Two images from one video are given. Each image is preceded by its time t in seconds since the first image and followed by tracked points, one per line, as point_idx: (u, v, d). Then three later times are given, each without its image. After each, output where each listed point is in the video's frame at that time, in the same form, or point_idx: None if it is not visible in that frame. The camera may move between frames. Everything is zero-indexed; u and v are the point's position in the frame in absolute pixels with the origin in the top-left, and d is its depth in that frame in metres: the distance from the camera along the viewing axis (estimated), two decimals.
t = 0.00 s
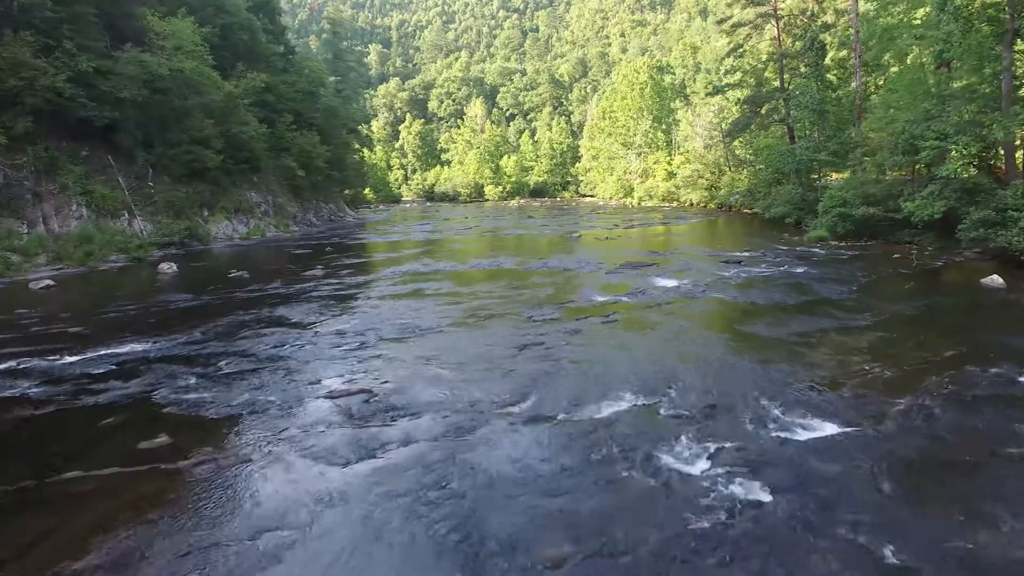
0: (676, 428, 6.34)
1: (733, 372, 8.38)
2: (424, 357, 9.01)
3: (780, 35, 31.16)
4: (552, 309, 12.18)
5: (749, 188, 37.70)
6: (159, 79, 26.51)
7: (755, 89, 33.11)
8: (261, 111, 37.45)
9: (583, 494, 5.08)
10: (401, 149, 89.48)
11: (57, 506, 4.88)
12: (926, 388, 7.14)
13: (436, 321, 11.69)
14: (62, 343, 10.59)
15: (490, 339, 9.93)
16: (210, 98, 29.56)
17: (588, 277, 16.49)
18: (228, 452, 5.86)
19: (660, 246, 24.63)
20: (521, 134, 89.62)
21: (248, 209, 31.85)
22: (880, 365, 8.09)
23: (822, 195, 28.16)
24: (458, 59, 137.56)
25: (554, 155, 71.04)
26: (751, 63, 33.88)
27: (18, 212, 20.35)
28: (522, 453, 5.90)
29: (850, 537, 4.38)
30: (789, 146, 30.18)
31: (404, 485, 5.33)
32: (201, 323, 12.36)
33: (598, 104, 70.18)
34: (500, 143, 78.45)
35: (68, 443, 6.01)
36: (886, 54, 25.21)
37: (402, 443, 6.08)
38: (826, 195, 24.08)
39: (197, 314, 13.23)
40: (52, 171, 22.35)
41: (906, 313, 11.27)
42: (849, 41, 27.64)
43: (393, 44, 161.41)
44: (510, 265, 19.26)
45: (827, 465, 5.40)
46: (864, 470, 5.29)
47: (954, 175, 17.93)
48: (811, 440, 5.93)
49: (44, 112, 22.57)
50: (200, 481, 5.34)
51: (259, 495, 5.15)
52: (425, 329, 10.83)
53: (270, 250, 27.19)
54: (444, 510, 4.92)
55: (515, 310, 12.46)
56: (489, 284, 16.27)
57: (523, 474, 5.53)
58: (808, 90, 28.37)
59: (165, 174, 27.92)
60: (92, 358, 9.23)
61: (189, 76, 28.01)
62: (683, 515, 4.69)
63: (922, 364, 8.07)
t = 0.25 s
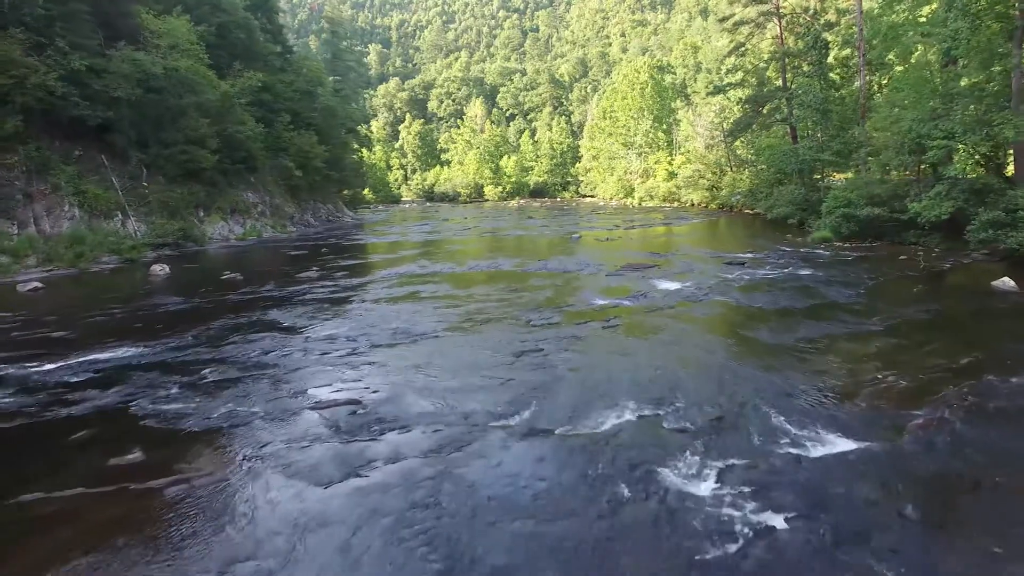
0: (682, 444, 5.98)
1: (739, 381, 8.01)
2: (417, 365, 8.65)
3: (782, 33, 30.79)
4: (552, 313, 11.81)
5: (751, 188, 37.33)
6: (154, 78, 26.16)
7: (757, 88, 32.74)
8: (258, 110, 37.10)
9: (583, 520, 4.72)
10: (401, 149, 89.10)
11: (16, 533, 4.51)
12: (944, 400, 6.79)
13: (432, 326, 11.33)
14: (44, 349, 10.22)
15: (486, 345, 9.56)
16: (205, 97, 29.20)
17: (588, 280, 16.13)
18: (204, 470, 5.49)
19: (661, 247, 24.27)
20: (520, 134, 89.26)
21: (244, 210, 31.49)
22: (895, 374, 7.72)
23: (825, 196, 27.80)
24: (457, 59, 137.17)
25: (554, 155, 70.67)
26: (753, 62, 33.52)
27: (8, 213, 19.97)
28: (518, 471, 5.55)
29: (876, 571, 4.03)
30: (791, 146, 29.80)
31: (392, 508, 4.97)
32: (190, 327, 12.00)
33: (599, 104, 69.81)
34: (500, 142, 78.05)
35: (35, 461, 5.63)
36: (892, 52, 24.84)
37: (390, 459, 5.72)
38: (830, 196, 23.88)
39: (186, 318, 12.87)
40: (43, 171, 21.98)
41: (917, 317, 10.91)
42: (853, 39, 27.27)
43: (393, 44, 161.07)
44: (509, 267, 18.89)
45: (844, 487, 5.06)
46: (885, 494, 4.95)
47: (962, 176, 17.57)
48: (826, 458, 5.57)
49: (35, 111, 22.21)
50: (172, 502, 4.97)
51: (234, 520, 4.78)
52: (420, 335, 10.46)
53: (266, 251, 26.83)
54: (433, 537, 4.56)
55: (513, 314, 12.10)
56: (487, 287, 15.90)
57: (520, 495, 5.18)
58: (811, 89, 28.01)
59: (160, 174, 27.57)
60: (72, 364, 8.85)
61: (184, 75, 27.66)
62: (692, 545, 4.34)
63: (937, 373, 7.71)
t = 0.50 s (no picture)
0: (689, 465, 5.55)
1: (748, 394, 7.59)
2: (408, 375, 8.22)
3: (785, 31, 30.40)
4: (550, 318, 11.39)
5: (752, 189, 36.94)
6: (148, 77, 25.77)
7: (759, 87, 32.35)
8: (254, 109, 36.71)
9: (583, 556, 4.30)
10: (401, 150, 88.81)
11: None
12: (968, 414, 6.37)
13: (426, 332, 10.91)
14: (20, 356, 9.80)
15: (482, 353, 9.14)
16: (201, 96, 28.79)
17: (588, 283, 15.72)
18: (171, 494, 5.06)
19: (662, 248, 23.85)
20: (520, 135, 88.90)
21: (239, 210, 31.09)
22: (912, 386, 7.29)
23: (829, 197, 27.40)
24: (457, 59, 136.73)
25: (554, 155, 70.26)
26: (757, 61, 33.11)
27: None
28: (512, 496, 5.14)
29: None
30: (794, 146, 29.41)
31: (373, 539, 4.55)
32: (176, 333, 11.58)
33: (599, 104, 69.41)
34: (499, 142, 77.59)
35: None
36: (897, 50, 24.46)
37: (373, 482, 5.30)
38: (834, 196, 23.58)
39: (173, 323, 12.47)
40: (33, 170, 21.57)
41: (931, 322, 10.48)
42: (857, 37, 26.88)
43: (393, 43, 160.73)
44: (507, 269, 18.48)
45: (868, 518, 4.64)
46: (912, 525, 4.53)
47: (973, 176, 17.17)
48: (846, 482, 5.15)
49: (25, 110, 21.79)
50: (133, 532, 4.53)
51: (200, 554, 4.34)
52: (413, 342, 10.04)
53: (261, 252, 26.43)
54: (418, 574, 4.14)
55: (511, 319, 11.68)
56: (484, 290, 15.49)
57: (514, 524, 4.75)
58: (815, 88, 27.61)
59: (153, 175, 27.17)
60: (45, 374, 8.42)
61: (179, 73, 27.28)
62: None
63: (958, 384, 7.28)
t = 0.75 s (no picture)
0: (695, 487, 5.17)
1: (755, 406, 7.21)
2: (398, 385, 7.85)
3: (787, 29, 30.03)
4: (549, 323, 11.01)
5: (754, 189, 36.57)
6: (142, 75, 25.41)
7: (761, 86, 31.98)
8: (251, 109, 36.34)
9: None
10: (400, 150, 88.44)
11: None
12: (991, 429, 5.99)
13: (419, 338, 10.53)
14: None
15: (476, 361, 8.76)
16: (196, 95, 28.42)
17: (587, 285, 15.34)
18: (135, 519, 4.67)
19: (664, 250, 23.46)
20: (520, 135, 88.52)
21: (235, 211, 30.71)
22: (929, 398, 6.91)
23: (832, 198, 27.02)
24: (457, 59, 136.31)
25: (554, 155, 69.88)
26: (759, 60, 32.74)
27: None
28: (505, 522, 4.76)
29: None
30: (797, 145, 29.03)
31: (352, 572, 4.16)
32: (162, 339, 11.20)
33: (599, 104, 69.05)
34: (499, 142, 77.17)
35: None
36: (903, 49, 24.13)
37: (355, 506, 4.92)
38: (838, 197, 23.25)
39: (159, 328, 12.08)
40: (24, 171, 21.18)
41: (943, 328, 10.09)
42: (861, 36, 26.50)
43: (393, 43, 160.30)
44: (505, 271, 18.09)
45: (892, 549, 4.25)
46: (939, 556, 4.15)
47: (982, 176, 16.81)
48: (867, 507, 4.76)
49: (14, 108, 21.40)
50: (88, 563, 4.14)
51: None
52: (405, 348, 9.66)
53: (256, 253, 26.06)
54: None
55: (507, 324, 11.30)
56: (481, 293, 15.12)
57: (506, 554, 4.37)
58: (818, 87, 27.24)
59: (147, 175, 26.79)
60: (17, 383, 8.02)
61: (174, 72, 26.92)
62: None
63: (976, 396, 6.91)
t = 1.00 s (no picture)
0: (704, 516, 4.73)
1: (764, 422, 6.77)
2: (386, 397, 7.40)
3: (791, 27, 29.61)
4: (546, 329, 10.55)
5: (756, 189, 36.15)
6: (134, 74, 24.99)
7: (763, 85, 31.56)
8: (247, 108, 35.93)
9: None
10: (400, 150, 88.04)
11: None
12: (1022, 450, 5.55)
13: (412, 345, 10.08)
14: None
15: (469, 370, 8.31)
16: (190, 94, 28.00)
17: (587, 288, 14.91)
18: (88, 554, 4.24)
19: (665, 251, 23.03)
20: (520, 135, 88.11)
21: (230, 211, 30.30)
22: (953, 413, 6.45)
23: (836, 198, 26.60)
24: (457, 59, 135.90)
25: (554, 155, 69.46)
26: (761, 58, 32.32)
27: None
28: (495, 558, 4.32)
29: None
30: (800, 145, 28.60)
31: None
32: (144, 346, 10.77)
33: (599, 103, 68.65)
34: (499, 142, 76.77)
35: None
36: (909, 46, 23.70)
37: (331, 539, 4.48)
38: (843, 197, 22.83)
39: (142, 333, 11.65)
40: (12, 170, 20.75)
41: (960, 335, 9.62)
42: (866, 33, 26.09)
43: (393, 43, 159.86)
44: (503, 273, 17.65)
45: None
46: None
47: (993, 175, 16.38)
48: (893, 541, 4.33)
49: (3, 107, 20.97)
50: None
51: None
52: (396, 356, 9.20)
53: (251, 254, 25.64)
54: None
55: (504, 330, 10.86)
56: (478, 296, 14.69)
57: None
58: (822, 85, 26.82)
59: (140, 174, 26.38)
60: None
61: (167, 70, 26.51)
62: None
63: (1002, 410, 6.47)
